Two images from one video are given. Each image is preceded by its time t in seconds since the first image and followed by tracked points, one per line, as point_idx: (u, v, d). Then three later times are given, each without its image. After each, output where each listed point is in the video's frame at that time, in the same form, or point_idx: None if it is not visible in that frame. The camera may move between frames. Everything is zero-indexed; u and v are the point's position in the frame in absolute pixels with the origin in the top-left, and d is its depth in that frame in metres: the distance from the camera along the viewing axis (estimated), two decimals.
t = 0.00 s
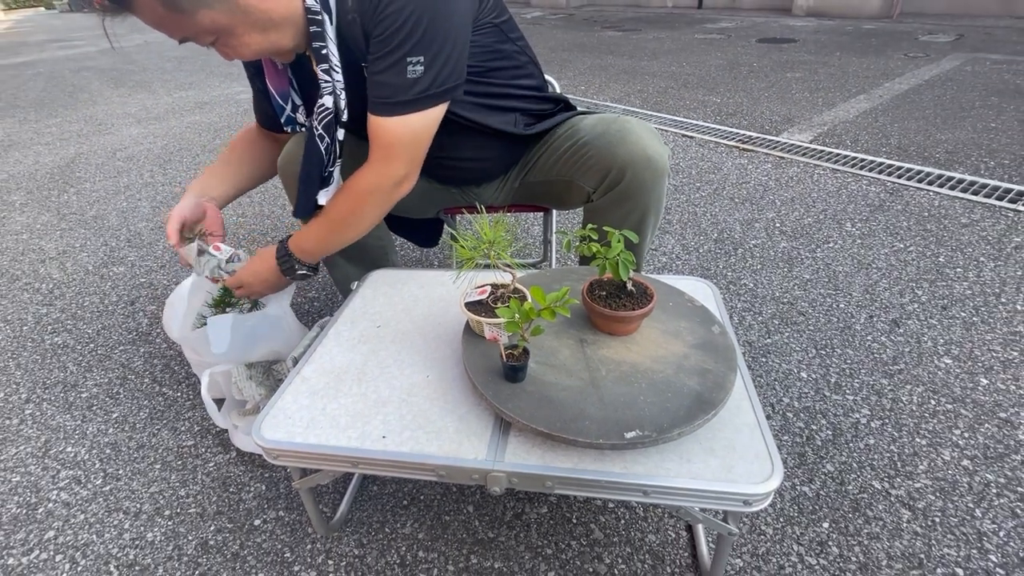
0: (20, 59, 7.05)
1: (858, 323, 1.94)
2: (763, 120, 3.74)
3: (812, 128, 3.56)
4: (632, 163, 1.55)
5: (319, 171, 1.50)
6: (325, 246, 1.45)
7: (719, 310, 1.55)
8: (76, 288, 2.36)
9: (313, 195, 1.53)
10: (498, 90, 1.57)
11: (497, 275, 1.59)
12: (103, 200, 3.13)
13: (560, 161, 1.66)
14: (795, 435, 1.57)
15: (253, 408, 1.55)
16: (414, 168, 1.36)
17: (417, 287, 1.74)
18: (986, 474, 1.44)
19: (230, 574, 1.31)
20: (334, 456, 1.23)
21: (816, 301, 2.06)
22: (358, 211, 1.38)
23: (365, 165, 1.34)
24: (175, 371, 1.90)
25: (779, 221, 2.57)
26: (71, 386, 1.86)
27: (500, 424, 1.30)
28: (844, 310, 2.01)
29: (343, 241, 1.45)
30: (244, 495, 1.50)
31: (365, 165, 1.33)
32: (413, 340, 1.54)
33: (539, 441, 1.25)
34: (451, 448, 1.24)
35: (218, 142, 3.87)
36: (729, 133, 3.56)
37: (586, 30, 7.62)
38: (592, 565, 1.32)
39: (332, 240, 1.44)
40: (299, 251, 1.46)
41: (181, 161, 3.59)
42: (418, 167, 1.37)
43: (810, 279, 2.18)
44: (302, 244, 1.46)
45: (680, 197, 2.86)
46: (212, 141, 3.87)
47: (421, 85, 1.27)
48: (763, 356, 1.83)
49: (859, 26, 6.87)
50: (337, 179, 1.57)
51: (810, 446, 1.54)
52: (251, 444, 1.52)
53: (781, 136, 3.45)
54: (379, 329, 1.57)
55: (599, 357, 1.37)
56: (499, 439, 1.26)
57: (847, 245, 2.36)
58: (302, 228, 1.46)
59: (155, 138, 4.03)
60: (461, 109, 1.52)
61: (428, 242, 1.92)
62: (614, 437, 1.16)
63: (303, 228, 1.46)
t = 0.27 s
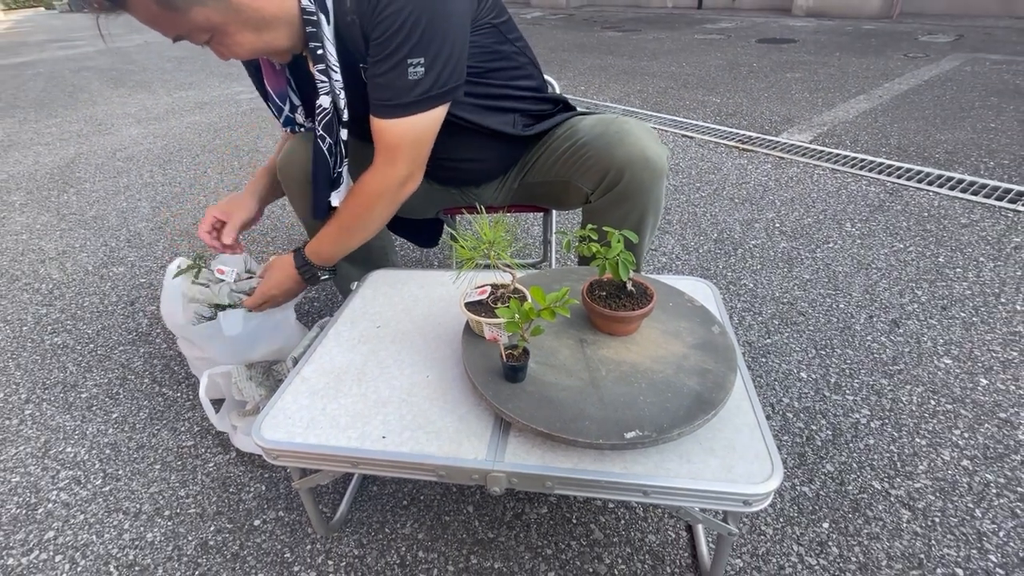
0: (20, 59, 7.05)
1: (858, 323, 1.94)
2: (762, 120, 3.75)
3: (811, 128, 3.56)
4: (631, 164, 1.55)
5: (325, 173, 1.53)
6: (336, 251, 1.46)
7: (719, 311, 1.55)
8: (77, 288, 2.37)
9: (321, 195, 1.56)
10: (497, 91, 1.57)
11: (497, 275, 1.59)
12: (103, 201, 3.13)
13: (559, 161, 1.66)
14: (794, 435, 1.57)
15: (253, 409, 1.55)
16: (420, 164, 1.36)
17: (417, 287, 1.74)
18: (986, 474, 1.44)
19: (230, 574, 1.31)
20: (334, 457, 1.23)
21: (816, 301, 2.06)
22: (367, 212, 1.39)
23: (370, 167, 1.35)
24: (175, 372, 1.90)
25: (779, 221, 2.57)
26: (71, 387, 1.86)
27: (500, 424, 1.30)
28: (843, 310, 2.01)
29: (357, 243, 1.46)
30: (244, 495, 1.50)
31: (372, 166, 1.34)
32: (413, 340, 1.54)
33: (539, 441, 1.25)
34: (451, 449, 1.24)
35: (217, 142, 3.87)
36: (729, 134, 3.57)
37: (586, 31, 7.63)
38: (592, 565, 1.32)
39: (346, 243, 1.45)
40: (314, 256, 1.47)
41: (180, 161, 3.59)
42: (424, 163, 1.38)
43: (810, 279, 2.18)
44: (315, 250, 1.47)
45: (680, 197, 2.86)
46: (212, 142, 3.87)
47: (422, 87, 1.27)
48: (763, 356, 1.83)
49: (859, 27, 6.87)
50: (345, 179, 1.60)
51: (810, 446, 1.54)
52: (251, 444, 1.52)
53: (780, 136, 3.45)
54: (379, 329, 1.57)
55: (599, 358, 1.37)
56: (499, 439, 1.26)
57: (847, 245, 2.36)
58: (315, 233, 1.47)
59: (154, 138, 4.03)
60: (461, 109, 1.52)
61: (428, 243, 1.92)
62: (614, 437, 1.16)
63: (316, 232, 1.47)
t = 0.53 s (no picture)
0: (20, 60, 7.05)
1: (858, 323, 1.94)
2: (762, 121, 3.75)
3: (811, 128, 3.56)
4: (630, 165, 1.55)
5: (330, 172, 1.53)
6: (348, 247, 1.47)
7: (719, 311, 1.55)
8: (77, 288, 2.37)
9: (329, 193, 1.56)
10: (498, 89, 1.57)
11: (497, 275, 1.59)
12: (103, 201, 3.13)
13: (559, 161, 1.66)
14: (794, 435, 1.57)
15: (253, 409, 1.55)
16: (427, 160, 1.36)
17: (417, 288, 1.74)
18: (986, 474, 1.44)
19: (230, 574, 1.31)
20: (334, 456, 1.23)
21: (816, 301, 2.06)
22: (375, 210, 1.39)
23: (378, 165, 1.35)
24: (175, 372, 1.90)
25: (778, 221, 2.57)
26: (71, 387, 1.86)
27: (500, 424, 1.30)
28: (843, 310, 2.01)
29: (369, 239, 1.47)
30: (244, 495, 1.50)
31: (379, 164, 1.34)
32: (412, 340, 1.54)
33: (539, 442, 1.25)
34: (451, 449, 1.24)
35: (217, 142, 3.87)
36: (728, 134, 3.57)
37: (586, 31, 7.63)
38: (592, 565, 1.32)
39: (357, 240, 1.45)
40: (325, 253, 1.48)
41: (180, 161, 3.60)
42: (431, 159, 1.37)
43: (809, 280, 2.18)
44: (326, 247, 1.48)
45: (680, 197, 2.86)
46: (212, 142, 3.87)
47: (426, 81, 1.27)
48: (763, 356, 1.83)
49: (858, 27, 6.87)
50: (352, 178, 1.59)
51: (810, 446, 1.54)
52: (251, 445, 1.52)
53: (780, 137, 3.45)
54: (379, 330, 1.57)
55: (599, 358, 1.37)
56: (499, 439, 1.26)
57: (847, 245, 2.36)
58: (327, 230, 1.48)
59: (154, 138, 4.03)
60: (462, 109, 1.52)
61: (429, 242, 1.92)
62: (613, 437, 1.16)
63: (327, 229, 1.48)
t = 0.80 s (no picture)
0: (20, 60, 7.06)
1: (858, 323, 1.94)
2: (762, 121, 3.75)
3: (811, 128, 3.56)
4: (630, 165, 1.55)
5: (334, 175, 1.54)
6: (352, 250, 1.48)
7: (719, 311, 1.56)
8: (77, 288, 2.37)
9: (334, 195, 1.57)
10: (497, 90, 1.57)
11: (497, 275, 1.59)
12: (103, 201, 3.13)
13: (558, 162, 1.66)
14: (794, 435, 1.57)
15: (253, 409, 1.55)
16: (429, 161, 1.37)
17: (417, 287, 1.74)
18: (986, 474, 1.44)
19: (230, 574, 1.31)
20: (334, 457, 1.23)
21: (815, 302, 2.06)
22: (378, 212, 1.40)
23: (380, 167, 1.36)
24: (175, 372, 1.90)
25: (778, 222, 2.57)
26: (71, 387, 1.86)
27: (500, 424, 1.30)
28: (843, 310, 2.01)
29: (372, 241, 1.47)
30: (244, 495, 1.50)
31: (381, 167, 1.35)
32: (412, 340, 1.54)
33: (539, 442, 1.25)
34: (451, 449, 1.24)
35: (217, 142, 3.87)
36: (728, 134, 3.57)
37: (586, 32, 7.64)
38: (592, 565, 1.32)
39: (360, 242, 1.46)
40: (329, 256, 1.49)
41: (180, 161, 3.60)
42: (432, 160, 1.38)
43: (809, 280, 2.18)
44: (330, 249, 1.49)
45: (680, 197, 2.86)
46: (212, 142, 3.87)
47: (426, 82, 1.28)
48: (762, 356, 1.83)
49: (858, 27, 6.86)
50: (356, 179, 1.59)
51: (809, 446, 1.54)
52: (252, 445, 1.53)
53: (780, 137, 3.46)
54: (379, 330, 1.57)
55: (599, 358, 1.37)
56: (498, 439, 1.26)
57: (847, 245, 2.36)
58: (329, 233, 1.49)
59: (155, 138, 4.03)
60: (462, 110, 1.52)
61: (429, 242, 1.93)
62: (613, 437, 1.16)
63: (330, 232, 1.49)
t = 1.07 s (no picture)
0: (20, 60, 7.06)
1: (858, 323, 1.94)
2: (762, 121, 3.75)
3: (810, 128, 3.56)
4: (629, 165, 1.55)
5: (328, 176, 1.54)
6: (348, 248, 1.48)
7: (719, 312, 1.56)
8: (76, 288, 2.37)
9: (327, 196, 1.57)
10: (495, 91, 1.57)
11: (496, 275, 1.59)
12: (103, 201, 3.13)
13: (557, 162, 1.66)
14: (794, 435, 1.57)
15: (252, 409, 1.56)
16: (423, 163, 1.37)
17: (417, 288, 1.74)
18: (986, 474, 1.44)
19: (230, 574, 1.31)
20: (333, 457, 1.23)
21: (815, 302, 2.06)
22: (372, 212, 1.40)
23: (374, 168, 1.36)
24: (175, 372, 1.90)
25: (778, 222, 2.57)
26: (71, 387, 1.86)
27: (499, 425, 1.30)
28: (843, 310, 2.01)
29: (367, 241, 1.47)
30: (244, 496, 1.50)
31: (374, 168, 1.35)
32: (412, 340, 1.54)
33: (539, 442, 1.25)
34: (451, 449, 1.24)
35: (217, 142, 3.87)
36: (728, 134, 3.57)
37: (586, 32, 7.64)
38: (592, 565, 1.32)
39: (355, 242, 1.46)
40: (324, 255, 1.49)
41: (179, 161, 3.60)
42: (427, 162, 1.38)
43: (809, 280, 2.18)
44: (326, 248, 1.49)
45: (680, 197, 2.87)
46: (212, 142, 3.87)
47: (421, 85, 1.27)
48: (762, 356, 1.83)
49: (858, 27, 6.86)
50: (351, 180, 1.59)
51: (809, 446, 1.54)
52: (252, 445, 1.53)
53: (780, 137, 3.46)
54: (379, 330, 1.57)
55: (598, 358, 1.37)
56: (499, 439, 1.26)
57: (847, 245, 2.37)
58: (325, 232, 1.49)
59: (155, 138, 4.03)
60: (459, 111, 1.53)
61: (429, 243, 1.93)
62: (613, 437, 1.16)
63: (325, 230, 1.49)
